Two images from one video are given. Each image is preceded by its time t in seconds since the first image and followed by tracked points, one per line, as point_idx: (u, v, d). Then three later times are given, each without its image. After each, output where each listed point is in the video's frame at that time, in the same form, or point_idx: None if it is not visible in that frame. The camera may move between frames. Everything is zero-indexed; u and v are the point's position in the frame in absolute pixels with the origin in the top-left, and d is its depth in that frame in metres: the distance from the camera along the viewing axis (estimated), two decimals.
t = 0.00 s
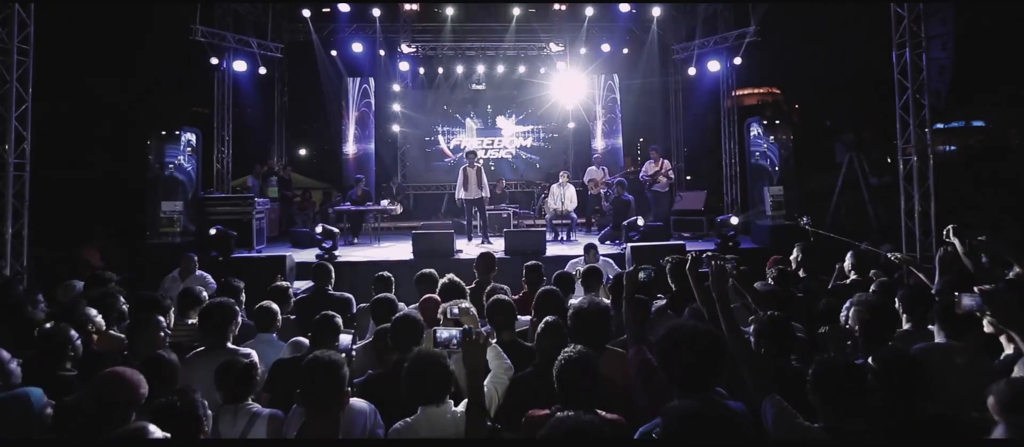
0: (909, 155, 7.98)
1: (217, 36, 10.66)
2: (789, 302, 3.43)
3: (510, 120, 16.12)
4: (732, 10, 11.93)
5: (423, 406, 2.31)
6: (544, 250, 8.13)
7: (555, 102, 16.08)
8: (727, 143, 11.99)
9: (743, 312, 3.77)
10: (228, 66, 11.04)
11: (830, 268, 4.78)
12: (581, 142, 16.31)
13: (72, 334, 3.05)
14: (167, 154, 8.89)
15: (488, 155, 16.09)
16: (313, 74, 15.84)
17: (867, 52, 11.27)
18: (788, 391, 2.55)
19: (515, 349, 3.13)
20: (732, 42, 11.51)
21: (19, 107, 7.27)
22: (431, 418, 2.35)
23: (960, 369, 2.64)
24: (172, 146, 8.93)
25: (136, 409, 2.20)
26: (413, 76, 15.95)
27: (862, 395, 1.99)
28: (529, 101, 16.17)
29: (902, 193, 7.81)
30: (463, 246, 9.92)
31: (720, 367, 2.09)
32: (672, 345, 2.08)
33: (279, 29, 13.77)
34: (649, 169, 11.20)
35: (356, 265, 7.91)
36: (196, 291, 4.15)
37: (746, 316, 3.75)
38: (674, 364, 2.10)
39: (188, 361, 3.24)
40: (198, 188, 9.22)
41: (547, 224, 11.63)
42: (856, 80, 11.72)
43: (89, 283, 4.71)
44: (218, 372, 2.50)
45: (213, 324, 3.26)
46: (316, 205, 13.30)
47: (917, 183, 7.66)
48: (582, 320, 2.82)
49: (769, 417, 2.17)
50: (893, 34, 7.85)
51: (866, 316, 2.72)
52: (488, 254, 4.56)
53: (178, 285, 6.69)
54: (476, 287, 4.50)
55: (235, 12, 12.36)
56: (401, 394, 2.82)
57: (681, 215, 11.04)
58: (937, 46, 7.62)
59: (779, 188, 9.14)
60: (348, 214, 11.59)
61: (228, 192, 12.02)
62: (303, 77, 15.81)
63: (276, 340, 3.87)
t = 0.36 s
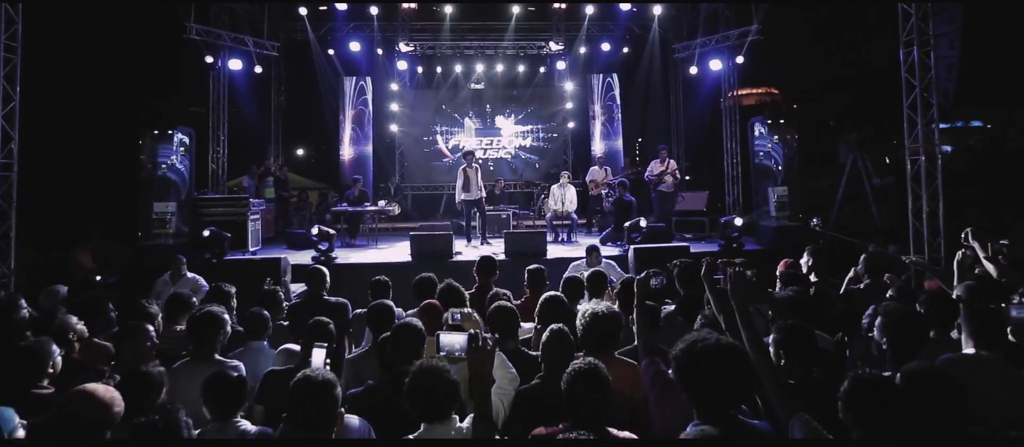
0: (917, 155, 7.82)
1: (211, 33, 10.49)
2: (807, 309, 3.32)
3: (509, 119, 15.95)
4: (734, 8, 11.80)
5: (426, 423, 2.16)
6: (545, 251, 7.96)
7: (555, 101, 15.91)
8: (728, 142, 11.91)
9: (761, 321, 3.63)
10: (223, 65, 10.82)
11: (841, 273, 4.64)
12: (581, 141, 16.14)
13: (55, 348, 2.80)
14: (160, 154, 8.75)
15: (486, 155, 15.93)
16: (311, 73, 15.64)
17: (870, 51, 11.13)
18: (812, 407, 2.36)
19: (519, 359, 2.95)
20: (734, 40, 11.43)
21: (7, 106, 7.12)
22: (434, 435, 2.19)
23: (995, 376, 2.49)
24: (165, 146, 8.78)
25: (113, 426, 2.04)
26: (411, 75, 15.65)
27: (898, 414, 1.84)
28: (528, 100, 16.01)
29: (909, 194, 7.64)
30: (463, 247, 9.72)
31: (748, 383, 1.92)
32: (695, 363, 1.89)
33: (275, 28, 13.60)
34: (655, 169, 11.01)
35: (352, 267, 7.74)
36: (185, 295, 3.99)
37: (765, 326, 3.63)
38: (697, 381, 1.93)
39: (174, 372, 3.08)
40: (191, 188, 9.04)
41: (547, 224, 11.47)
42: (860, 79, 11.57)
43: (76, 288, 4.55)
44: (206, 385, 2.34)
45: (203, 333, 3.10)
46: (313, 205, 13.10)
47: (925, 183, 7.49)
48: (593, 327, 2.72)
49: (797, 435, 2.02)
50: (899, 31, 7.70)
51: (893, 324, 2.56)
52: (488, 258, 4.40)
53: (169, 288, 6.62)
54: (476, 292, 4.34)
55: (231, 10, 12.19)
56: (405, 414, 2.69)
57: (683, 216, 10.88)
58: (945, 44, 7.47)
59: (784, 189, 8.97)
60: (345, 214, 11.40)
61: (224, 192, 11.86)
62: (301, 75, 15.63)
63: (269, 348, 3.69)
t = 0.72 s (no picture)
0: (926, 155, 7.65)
1: (207, 31, 10.32)
2: (828, 317, 3.16)
3: (508, 119, 15.78)
4: (737, 7, 11.66)
5: None
6: (546, 253, 7.80)
7: (556, 100, 15.75)
8: (731, 142, 11.77)
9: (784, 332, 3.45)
10: (219, 63, 10.65)
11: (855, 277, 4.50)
12: (582, 141, 15.97)
13: (38, 361, 2.61)
14: (153, 153, 8.56)
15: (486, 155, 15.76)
16: (309, 72, 15.48)
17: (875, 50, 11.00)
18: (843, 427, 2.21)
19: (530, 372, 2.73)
20: (738, 39, 11.34)
21: None
22: None
23: None
24: (159, 146, 8.58)
25: None
26: (410, 74, 15.54)
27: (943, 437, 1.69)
28: (528, 99, 15.84)
29: (918, 195, 7.48)
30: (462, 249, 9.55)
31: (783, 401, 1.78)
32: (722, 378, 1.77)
33: (272, 26, 13.43)
34: (661, 170, 10.86)
35: (350, 269, 7.57)
36: (176, 300, 3.83)
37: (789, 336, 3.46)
38: (727, 402, 1.80)
39: (161, 384, 2.91)
40: (186, 189, 8.86)
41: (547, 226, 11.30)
42: (864, 77, 11.42)
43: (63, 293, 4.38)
44: (193, 402, 2.18)
45: (194, 342, 2.94)
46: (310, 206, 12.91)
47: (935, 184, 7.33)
48: (606, 338, 2.56)
49: None
50: (907, 30, 7.56)
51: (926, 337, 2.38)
52: (490, 262, 4.23)
53: (161, 293, 6.47)
54: (478, 297, 4.19)
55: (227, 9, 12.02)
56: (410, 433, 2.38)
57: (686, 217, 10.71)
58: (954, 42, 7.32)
59: (790, 189, 8.81)
60: (343, 216, 11.21)
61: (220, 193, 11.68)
62: (299, 74, 15.46)
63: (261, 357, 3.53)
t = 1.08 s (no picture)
0: (935, 155, 7.50)
1: (203, 29, 10.18)
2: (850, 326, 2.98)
3: (508, 119, 15.65)
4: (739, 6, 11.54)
5: None
6: (548, 255, 7.64)
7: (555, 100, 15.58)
8: (733, 142, 11.64)
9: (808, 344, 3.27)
10: (215, 62, 10.50)
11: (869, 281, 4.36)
12: (582, 141, 15.81)
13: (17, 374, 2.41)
14: (147, 153, 8.40)
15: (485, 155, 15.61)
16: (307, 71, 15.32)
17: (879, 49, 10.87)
18: None
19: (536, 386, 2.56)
20: (740, 38, 11.19)
21: None
22: None
23: None
24: (152, 145, 8.43)
25: None
26: (409, 74, 15.41)
27: None
28: (528, 99, 15.70)
29: (926, 196, 7.34)
30: (461, 250, 9.36)
31: (810, 419, 1.61)
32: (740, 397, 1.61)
33: (269, 25, 13.28)
34: (665, 169, 11.06)
35: (348, 272, 7.41)
36: (165, 306, 3.67)
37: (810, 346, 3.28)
38: (750, 422, 1.64)
39: (146, 400, 2.73)
40: (180, 189, 8.70)
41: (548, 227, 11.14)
42: (868, 76, 11.28)
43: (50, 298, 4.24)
44: (175, 422, 2.00)
45: (181, 350, 2.77)
46: (308, 207, 12.73)
47: (944, 184, 7.18)
48: (612, 350, 2.40)
49: None
50: (915, 27, 7.42)
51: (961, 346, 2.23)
52: (493, 265, 4.10)
53: (154, 296, 6.32)
54: (481, 303, 4.03)
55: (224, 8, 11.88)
56: None
57: (689, 217, 10.46)
58: (963, 40, 7.18)
59: (795, 190, 8.65)
60: (340, 216, 11.02)
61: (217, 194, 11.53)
62: (296, 74, 15.32)
63: (251, 367, 3.34)
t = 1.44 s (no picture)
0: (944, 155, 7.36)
1: (198, 27, 10.02)
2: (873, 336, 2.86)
3: (507, 119, 15.46)
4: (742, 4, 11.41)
5: None
6: (549, 257, 7.48)
7: (555, 99, 15.42)
8: (735, 142, 11.50)
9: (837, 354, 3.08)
10: (210, 60, 10.36)
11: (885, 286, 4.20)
12: (582, 141, 15.66)
13: None
14: (138, 154, 8.09)
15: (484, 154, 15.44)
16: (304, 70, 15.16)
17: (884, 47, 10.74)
18: None
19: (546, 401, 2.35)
20: (743, 36, 11.05)
21: None
22: None
23: None
24: (144, 146, 8.11)
25: None
26: (407, 73, 15.25)
27: None
28: (528, 99, 15.53)
29: (934, 195, 7.19)
30: (461, 252, 9.18)
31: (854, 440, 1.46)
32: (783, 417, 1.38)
33: (265, 23, 13.11)
34: (665, 170, 10.59)
35: (345, 274, 7.25)
36: (153, 315, 3.51)
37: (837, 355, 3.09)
38: None
39: (130, 416, 2.57)
40: (173, 190, 8.52)
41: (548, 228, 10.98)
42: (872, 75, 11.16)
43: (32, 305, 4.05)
44: None
45: (167, 366, 2.60)
46: (305, 207, 12.55)
47: (954, 184, 7.05)
48: (626, 364, 2.31)
49: None
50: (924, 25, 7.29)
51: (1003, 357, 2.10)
52: (496, 270, 3.94)
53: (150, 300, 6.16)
54: (483, 309, 3.87)
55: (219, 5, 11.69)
56: None
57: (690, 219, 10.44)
58: (973, 38, 7.05)
59: (801, 190, 8.54)
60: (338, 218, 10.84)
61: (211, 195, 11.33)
62: (293, 73, 15.15)
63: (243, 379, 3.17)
